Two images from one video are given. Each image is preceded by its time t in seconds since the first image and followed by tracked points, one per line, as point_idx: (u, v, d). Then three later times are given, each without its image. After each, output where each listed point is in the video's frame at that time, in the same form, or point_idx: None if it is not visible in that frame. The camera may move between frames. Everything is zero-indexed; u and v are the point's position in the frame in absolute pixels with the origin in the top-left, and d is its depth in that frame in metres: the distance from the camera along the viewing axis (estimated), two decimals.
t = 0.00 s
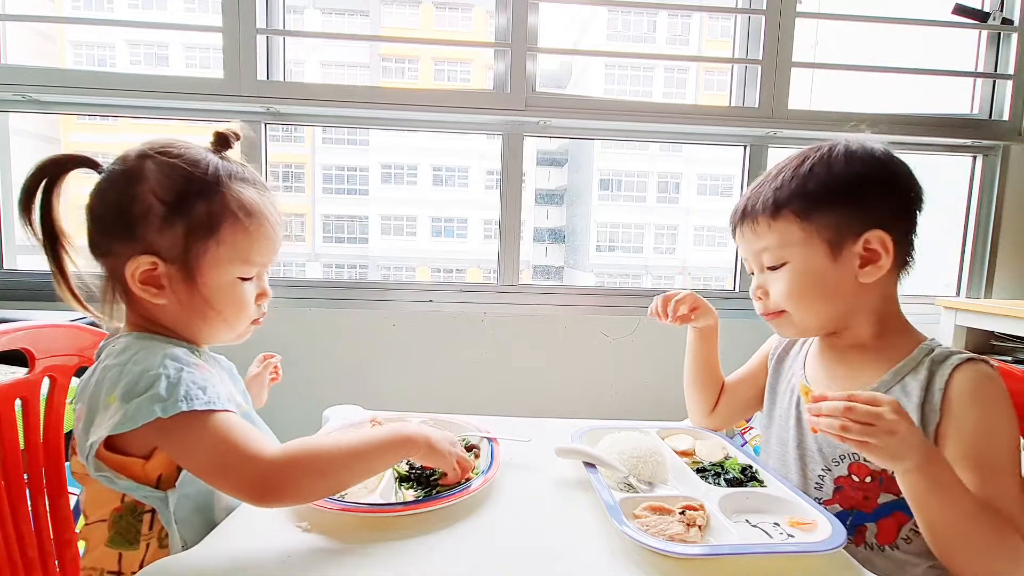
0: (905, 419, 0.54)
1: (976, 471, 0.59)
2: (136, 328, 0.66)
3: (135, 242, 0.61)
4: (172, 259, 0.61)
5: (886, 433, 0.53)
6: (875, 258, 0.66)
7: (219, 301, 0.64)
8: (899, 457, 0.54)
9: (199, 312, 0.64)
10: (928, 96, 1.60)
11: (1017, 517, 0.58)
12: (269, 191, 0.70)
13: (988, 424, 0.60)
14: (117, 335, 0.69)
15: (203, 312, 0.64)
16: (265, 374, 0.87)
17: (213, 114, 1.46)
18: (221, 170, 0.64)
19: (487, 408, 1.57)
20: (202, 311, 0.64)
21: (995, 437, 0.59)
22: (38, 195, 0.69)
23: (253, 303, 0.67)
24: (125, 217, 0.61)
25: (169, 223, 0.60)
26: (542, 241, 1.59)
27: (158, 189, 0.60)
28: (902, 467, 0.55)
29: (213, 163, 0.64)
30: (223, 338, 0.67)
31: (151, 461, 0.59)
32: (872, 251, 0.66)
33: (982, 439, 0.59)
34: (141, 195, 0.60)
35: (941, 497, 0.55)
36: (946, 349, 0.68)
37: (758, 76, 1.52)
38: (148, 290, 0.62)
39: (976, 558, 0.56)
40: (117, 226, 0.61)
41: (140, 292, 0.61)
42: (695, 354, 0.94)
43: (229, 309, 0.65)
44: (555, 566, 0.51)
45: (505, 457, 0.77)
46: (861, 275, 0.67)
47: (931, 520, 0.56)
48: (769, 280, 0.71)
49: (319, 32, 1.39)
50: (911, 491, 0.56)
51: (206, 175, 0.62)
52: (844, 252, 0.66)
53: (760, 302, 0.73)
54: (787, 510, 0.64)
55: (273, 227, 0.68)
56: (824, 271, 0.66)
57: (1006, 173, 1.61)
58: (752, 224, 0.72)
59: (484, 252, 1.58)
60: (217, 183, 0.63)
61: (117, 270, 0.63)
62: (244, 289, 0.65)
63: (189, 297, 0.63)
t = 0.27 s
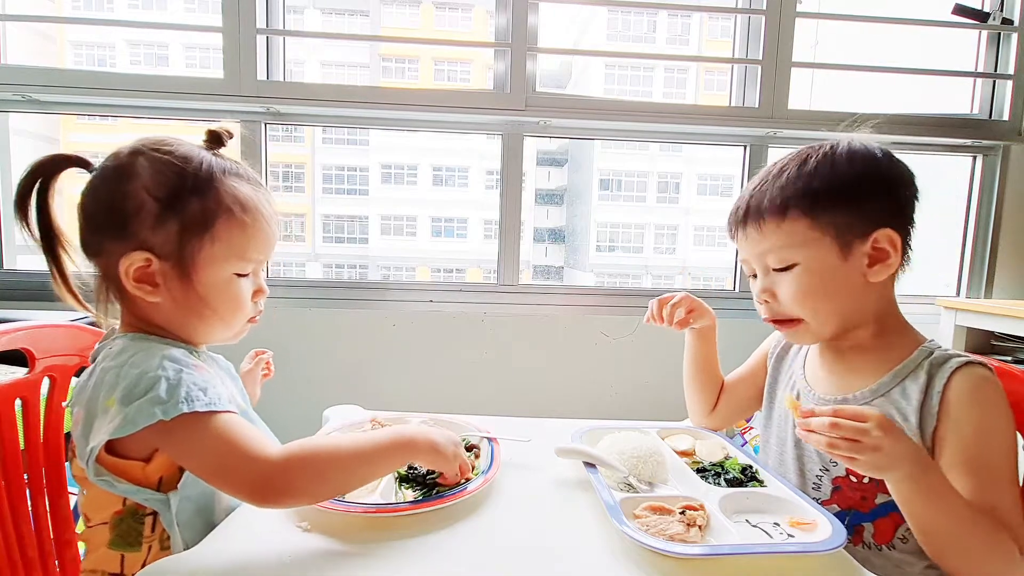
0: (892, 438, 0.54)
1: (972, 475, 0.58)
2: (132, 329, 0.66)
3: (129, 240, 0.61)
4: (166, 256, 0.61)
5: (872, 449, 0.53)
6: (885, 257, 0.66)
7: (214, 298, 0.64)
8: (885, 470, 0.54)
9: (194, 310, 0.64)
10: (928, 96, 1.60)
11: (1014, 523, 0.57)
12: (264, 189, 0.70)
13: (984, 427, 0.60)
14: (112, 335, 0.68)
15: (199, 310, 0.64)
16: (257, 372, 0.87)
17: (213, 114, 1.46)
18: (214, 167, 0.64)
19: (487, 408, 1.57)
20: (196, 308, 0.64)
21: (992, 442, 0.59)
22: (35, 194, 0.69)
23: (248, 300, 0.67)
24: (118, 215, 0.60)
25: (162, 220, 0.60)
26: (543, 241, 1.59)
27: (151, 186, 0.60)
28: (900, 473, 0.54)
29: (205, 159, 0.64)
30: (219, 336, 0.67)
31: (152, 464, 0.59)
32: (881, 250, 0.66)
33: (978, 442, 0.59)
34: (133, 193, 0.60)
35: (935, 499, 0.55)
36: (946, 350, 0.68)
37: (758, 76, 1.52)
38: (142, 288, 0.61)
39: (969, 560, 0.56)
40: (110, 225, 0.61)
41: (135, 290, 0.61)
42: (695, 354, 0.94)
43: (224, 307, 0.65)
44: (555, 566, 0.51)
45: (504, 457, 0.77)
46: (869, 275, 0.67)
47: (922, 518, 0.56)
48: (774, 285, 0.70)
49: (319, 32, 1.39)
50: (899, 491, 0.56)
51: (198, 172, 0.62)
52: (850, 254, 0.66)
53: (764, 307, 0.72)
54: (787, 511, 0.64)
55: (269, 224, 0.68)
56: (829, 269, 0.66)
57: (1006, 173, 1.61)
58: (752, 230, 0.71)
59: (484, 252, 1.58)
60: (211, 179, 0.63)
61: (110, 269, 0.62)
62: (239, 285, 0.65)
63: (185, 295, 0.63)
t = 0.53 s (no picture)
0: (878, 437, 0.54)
1: (970, 476, 0.59)
2: (138, 329, 0.66)
3: (136, 239, 0.61)
4: (172, 255, 0.61)
5: (856, 448, 0.54)
6: (917, 252, 0.66)
7: (219, 297, 0.63)
8: (873, 471, 0.54)
9: (199, 309, 0.64)
10: (928, 96, 1.60)
11: (1008, 527, 0.57)
12: (270, 189, 0.71)
13: (984, 433, 0.60)
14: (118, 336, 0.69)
15: (204, 310, 0.64)
16: (265, 372, 0.87)
17: (213, 114, 1.46)
18: (221, 167, 0.64)
19: (487, 408, 1.57)
20: (201, 308, 0.64)
21: (991, 448, 0.59)
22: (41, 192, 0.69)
23: (254, 300, 0.67)
24: (125, 214, 0.61)
25: (169, 219, 0.60)
26: (543, 241, 1.59)
27: (157, 185, 0.60)
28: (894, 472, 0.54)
29: (212, 159, 0.64)
30: (224, 336, 0.67)
31: (156, 463, 0.59)
32: (914, 245, 0.66)
33: (977, 448, 0.59)
34: (140, 191, 0.60)
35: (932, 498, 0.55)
36: (952, 353, 0.67)
37: (758, 76, 1.52)
38: (149, 287, 0.62)
39: (960, 561, 0.56)
40: (118, 224, 0.61)
41: (141, 289, 0.61)
42: (696, 355, 0.94)
43: (229, 307, 0.64)
44: (555, 566, 0.51)
45: (504, 457, 0.77)
46: (901, 269, 0.67)
47: (916, 518, 0.56)
48: (807, 283, 0.66)
49: (319, 32, 1.39)
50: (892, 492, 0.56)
51: (205, 171, 0.63)
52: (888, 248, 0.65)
53: (792, 306, 0.68)
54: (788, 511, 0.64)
55: (275, 223, 0.68)
56: (870, 264, 0.64)
57: (1006, 173, 1.61)
58: (783, 223, 0.67)
59: (485, 252, 1.58)
60: (218, 178, 0.63)
61: (116, 268, 0.62)
62: (245, 285, 0.65)
63: (191, 294, 0.63)
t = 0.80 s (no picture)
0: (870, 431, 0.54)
1: (967, 476, 0.59)
2: (141, 330, 0.66)
3: (139, 240, 0.61)
4: (175, 256, 0.61)
5: (851, 443, 0.54)
6: (930, 251, 0.66)
7: (222, 298, 0.63)
8: (866, 466, 0.55)
9: (201, 310, 0.64)
10: (927, 96, 1.60)
11: (1004, 529, 0.57)
12: (274, 190, 0.71)
13: (984, 435, 0.60)
14: (123, 335, 0.69)
15: (207, 311, 0.64)
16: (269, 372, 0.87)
17: (213, 114, 1.46)
18: (225, 168, 0.64)
19: (487, 408, 1.57)
20: (204, 309, 0.64)
21: (991, 450, 0.59)
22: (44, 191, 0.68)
23: (256, 301, 0.67)
24: (129, 214, 0.61)
25: (172, 220, 0.60)
26: (543, 241, 1.59)
27: (161, 186, 0.60)
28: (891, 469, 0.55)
29: (216, 159, 0.64)
30: (227, 336, 0.67)
31: (159, 463, 0.59)
32: (927, 245, 0.66)
33: (976, 450, 0.59)
34: (144, 192, 0.60)
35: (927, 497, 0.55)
36: (954, 355, 0.67)
37: (758, 76, 1.52)
38: (151, 288, 0.61)
39: (953, 562, 0.56)
40: (122, 224, 0.61)
41: (143, 290, 0.61)
42: (696, 355, 0.94)
43: (231, 308, 0.64)
44: (555, 566, 0.51)
45: (504, 457, 0.77)
46: (914, 267, 0.67)
47: (912, 517, 0.56)
48: (823, 279, 0.65)
49: (319, 32, 1.39)
50: (886, 490, 0.56)
51: (209, 172, 0.63)
52: (905, 246, 0.65)
53: (806, 303, 0.67)
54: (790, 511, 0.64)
55: (278, 224, 0.68)
56: (887, 261, 0.64)
57: (1006, 173, 1.61)
58: (800, 217, 0.67)
59: (485, 252, 1.58)
60: (221, 179, 0.63)
61: (119, 269, 0.62)
62: (247, 286, 0.65)
63: (193, 296, 0.63)
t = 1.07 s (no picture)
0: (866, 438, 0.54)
1: (966, 477, 0.59)
2: (142, 329, 0.66)
3: (139, 239, 0.61)
4: (174, 255, 0.61)
5: (847, 450, 0.55)
6: (936, 253, 0.67)
7: (221, 298, 0.63)
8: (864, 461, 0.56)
9: (200, 310, 0.64)
10: (927, 96, 1.60)
11: (1003, 531, 0.57)
12: (275, 190, 0.71)
13: (984, 435, 0.60)
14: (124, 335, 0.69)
15: (206, 311, 0.64)
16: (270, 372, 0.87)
17: (213, 114, 1.46)
18: (226, 168, 0.64)
19: (487, 408, 1.57)
20: (203, 309, 0.64)
21: (991, 450, 0.59)
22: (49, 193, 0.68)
23: (256, 302, 0.67)
24: (129, 214, 0.61)
25: (172, 220, 0.60)
26: (543, 241, 1.59)
27: (162, 185, 0.60)
28: (887, 471, 0.55)
29: (218, 160, 0.64)
30: (227, 336, 0.67)
31: (161, 461, 0.59)
32: (934, 245, 0.66)
33: (976, 449, 0.59)
34: (144, 191, 0.60)
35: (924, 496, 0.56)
36: (955, 356, 0.67)
37: (758, 76, 1.52)
38: (151, 288, 0.61)
39: (951, 562, 0.56)
40: (123, 223, 0.61)
41: (143, 290, 0.61)
42: (697, 355, 0.94)
43: (230, 308, 0.64)
44: (554, 567, 0.51)
45: (504, 457, 0.77)
46: (921, 268, 0.67)
47: (909, 516, 0.57)
48: (832, 275, 0.65)
49: (319, 32, 1.39)
50: (881, 490, 0.57)
51: (210, 171, 0.63)
52: (913, 245, 0.65)
53: (813, 300, 0.67)
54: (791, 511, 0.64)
55: (278, 224, 0.67)
56: (897, 259, 0.64)
57: (1006, 173, 1.61)
58: (810, 212, 0.66)
59: (485, 252, 1.58)
60: (221, 179, 0.63)
61: (119, 268, 0.63)
62: (246, 287, 0.64)
63: (191, 296, 0.63)
